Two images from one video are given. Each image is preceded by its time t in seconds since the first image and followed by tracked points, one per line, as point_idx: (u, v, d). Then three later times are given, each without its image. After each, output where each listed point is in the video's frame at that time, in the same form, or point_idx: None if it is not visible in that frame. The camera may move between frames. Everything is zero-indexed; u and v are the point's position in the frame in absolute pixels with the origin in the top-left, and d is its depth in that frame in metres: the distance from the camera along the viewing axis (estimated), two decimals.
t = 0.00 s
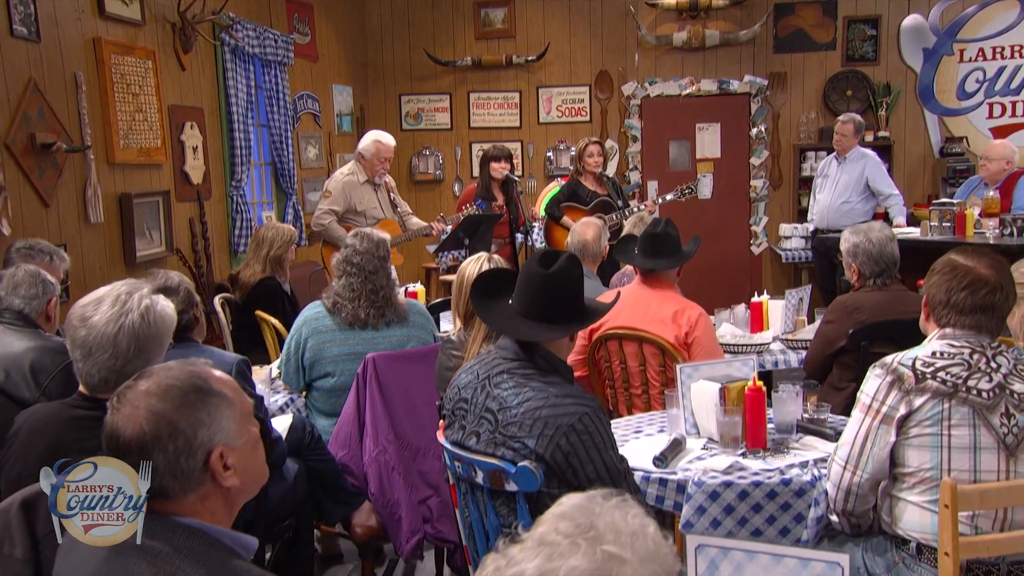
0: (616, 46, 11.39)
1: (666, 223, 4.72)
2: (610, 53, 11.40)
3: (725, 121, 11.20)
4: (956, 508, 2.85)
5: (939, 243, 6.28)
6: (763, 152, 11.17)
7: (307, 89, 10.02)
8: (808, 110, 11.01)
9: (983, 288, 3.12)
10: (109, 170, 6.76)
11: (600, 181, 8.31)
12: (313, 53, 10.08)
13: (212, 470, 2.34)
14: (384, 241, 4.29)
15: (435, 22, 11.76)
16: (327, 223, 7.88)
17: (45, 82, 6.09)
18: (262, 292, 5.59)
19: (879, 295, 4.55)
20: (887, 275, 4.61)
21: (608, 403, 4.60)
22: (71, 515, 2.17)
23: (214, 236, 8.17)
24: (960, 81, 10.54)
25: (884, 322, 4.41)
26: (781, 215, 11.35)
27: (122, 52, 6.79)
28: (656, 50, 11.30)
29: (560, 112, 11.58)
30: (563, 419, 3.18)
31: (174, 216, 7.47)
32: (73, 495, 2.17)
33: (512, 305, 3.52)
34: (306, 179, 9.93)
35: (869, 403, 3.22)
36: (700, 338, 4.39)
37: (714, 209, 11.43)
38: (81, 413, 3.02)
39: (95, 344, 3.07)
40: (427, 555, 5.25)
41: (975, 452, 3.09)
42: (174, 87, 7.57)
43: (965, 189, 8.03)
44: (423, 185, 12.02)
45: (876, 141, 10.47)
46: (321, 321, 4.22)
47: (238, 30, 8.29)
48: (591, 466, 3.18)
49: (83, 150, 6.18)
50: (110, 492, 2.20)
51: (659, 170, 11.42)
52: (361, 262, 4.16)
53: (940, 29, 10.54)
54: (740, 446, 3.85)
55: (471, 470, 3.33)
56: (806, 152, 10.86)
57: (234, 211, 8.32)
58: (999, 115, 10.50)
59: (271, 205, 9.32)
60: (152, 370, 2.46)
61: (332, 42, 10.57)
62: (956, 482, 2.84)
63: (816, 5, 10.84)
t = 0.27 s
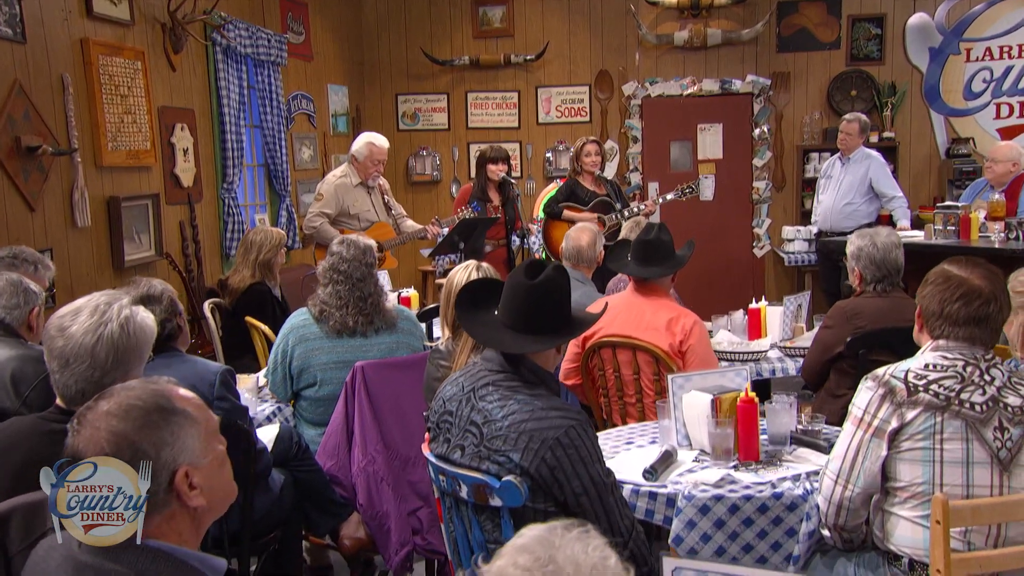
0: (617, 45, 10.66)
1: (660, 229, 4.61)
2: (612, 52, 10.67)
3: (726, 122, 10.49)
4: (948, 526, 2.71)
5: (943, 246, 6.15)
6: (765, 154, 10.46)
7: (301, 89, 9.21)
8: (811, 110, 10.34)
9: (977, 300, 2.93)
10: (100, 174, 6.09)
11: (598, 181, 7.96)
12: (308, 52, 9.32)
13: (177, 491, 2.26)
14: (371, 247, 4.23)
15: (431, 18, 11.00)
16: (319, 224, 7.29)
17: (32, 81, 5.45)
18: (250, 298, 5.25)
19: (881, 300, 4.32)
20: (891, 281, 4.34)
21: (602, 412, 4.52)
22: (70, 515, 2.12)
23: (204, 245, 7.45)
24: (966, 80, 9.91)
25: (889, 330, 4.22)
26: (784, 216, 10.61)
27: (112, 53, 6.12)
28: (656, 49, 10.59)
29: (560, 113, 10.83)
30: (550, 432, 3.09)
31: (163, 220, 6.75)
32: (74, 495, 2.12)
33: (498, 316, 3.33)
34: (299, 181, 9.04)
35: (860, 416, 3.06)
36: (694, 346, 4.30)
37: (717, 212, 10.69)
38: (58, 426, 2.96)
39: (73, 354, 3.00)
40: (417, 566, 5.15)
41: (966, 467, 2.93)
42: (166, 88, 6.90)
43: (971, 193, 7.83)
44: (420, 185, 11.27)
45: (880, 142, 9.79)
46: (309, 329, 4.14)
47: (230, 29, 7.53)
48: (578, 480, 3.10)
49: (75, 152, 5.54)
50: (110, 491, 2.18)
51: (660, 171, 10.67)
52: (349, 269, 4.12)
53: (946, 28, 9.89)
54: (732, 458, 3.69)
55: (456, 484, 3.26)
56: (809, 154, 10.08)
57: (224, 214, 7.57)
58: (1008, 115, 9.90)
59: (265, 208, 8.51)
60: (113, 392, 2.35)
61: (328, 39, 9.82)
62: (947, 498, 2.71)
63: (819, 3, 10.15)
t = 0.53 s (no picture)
0: (619, 44, 10.39)
1: (659, 235, 4.50)
2: (615, 51, 10.41)
3: (731, 122, 10.27)
4: (942, 540, 2.57)
5: (950, 250, 6.03)
6: (770, 155, 10.23)
7: (297, 88, 9.07)
8: (817, 111, 10.12)
9: (973, 310, 2.82)
10: (89, 176, 5.84)
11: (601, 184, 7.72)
12: (304, 51, 9.13)
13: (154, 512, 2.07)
14: (364, 253, 4.18)
15: (430, 17, 10.66)
16: (314, 228, 7.09)
17: (21, 84, 5.22)
18: (242, 302, 5.22)
19: (885, 307, 4.18)
20: (898, 289, 4.22)
21: (598, 420, 4.43)
22: (68, 515, 1.97)
23: (198, 249, 7.19)
24: (976, 80, 9.68)
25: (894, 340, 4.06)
26: (790, 218, 10.39)
27: (102, 54, 5.88)
28: (660, 49, 10.34)
29: (562, 113, 10.56)
30: (537, 444, 3.00)
31: (157, 222, 6.52)
32: (74, 495, 1.98)
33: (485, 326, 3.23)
34: (297, 183, 8.93)
35: (853, 427, 2.93)
36: (692, 354, 4.17)
37: (721, 213, 10.43)
38: (36, 441, 2.96)
39: (49, 370, 3.00)
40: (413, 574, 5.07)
41: (962, 482, 2.79)
42: (157, 88, 6.63)
43: (981, 195, 7.66)
44: (420, 187, 10.90)
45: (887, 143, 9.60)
46: (299, 335, 4.08)
47: (224, 29, 7.33)
48: (565, 494, 2.99)
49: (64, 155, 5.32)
50: (110, 492, 2.03)
51: (663, 172, 10.42)
52: (341, 275, 4.07)
53: (954, 27, 9.70)
54: (726, 469, 3.58)
55: (442, 499, 3.15)
56: (816, 154, 9.94)
57: (219, 216, 7.32)
58: (1018, 116, 9.67)
59: (258, 210, 8.39)
60: (86, 407, 2.14)
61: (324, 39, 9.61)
62: (940, 513, 2.57)
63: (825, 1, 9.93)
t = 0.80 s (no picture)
0: (625, 42, 10.25)
1: (659, 240, 4.41)
2: (621, 49, 10.27)
3: (739, 121, 10.13)
4: (939, 556, 2.46)
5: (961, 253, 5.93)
6: (779, 155, 10.11)
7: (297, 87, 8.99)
8: (827, 111, 9.97)
9: (972, 320, 2.72)
10: (83, 179, 5.79)
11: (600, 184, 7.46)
12: (304, 50, 9.05)
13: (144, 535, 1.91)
14: (359, 258, 4.11)
15: (433, 16, 10.56)
16: (311, 232, 6.81)
17: (12, 85, 5.16)
18: (238, 308, 5.17)
19: (887, 314, 4.07)
20: (902, 295, 4.12)
21: (597, 428, 4.32)
22: (68, 515, 1.83)
23: (193, 251, 7.13)
24: (989, 79, 9.50)
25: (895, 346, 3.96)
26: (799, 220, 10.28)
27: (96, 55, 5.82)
28: (666, 47, 10.17)
29: (566, 113, 10.38)
30: (526, 459, 2.86)
31: (151, 225, 6.44)
32: (74, 495, 1.84)
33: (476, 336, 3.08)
34: (296, 184, 8.89)
35: (850, 440, 2.79)
36: (692, 361, 4.05)
37: (729, 214, 10.29)
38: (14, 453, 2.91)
39: (31, 381, 2.92)
40: None
41: (960, 496, 2.65)
42: (153, 88, 6.55)
43: (993, 196, 7.53)
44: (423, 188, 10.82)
45: (899, 143, 9.43)
46: (292, 342, 4.02)
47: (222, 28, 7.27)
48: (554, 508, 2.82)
49: (56, 157, 5.26)
50: (110, 492, 1.88)
51: (670, 172, 10.27)
52: (336, 280, 4.00)
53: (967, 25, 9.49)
54: (723, 481, 3.46)
55: (431, 511, 3.01)
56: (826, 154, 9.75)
57: (216, 217, 7.26)
58: None
59: (257, 211, 8.29)
60: (61, 423, 1.98)
61: (327, 39, 9.56)
62: (936, 528, 2.47)
63: None
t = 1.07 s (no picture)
0: (632, 39, 10.13)
1: (658, 245, 4.32)
2: (626, 46, 10.15)
3: (746, 121, 9.90)
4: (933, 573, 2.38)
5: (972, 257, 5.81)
6: (787, 156, 9.88)
7: (298, 88, 8.80)
8: (836, 110, 9.76)
9: (971, 329, 2.61)
10: (75, 181, 5.69)
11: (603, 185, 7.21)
12: (305, 49, 8.83)
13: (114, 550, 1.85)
14: (353, 264, 4.07)
15: (437, 13, 10.47)
16: (310, 235, 6.30)
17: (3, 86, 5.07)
18: (232, 311, 5.05)
19: (887, 322, 3.98)
20: (899, 302, 4.01)
21: (595, 436, 4.20)
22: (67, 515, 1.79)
23: (189, 254, 6.91)
24: (1003, 78, 9.11)
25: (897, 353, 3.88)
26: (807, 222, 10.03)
27: (92, 55, 5.71)
28: (674, 45, 10.05)
29: (571, 112, 10.32)
30: (516, 470, 2.76)
31: (146, 228, 6.31)
32: (74, 495, 1.81)
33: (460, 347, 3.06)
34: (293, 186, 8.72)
35: (846, 451, 2.67)
36: (692, 368, 3.95)
37: (738, 216, 10.03)
38: None
39: (14, 389, 2.83)
40: None
41: (958, 509, 2.55)
42: (148, 87, 6.43)
43: (1007, 197, 7.41)
44: (424, 189, 10.71)
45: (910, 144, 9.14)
46: (285, 348, 3.96)
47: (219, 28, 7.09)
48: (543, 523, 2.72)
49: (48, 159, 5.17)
50: (111, 492, 1.84)
51: (677, 174, 10.04)
52: (330, 286, 3.95)
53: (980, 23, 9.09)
54: (719, 493, 3.33)
55: (419, 524, 2.92)
56: (835, 155, 9.51)
57: (213, 219, 7.07)
58: None
59: (257, 213, 7.99)
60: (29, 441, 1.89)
61: (327, 35, 9.42)
62: (933, 541, 2.37)
63: None
